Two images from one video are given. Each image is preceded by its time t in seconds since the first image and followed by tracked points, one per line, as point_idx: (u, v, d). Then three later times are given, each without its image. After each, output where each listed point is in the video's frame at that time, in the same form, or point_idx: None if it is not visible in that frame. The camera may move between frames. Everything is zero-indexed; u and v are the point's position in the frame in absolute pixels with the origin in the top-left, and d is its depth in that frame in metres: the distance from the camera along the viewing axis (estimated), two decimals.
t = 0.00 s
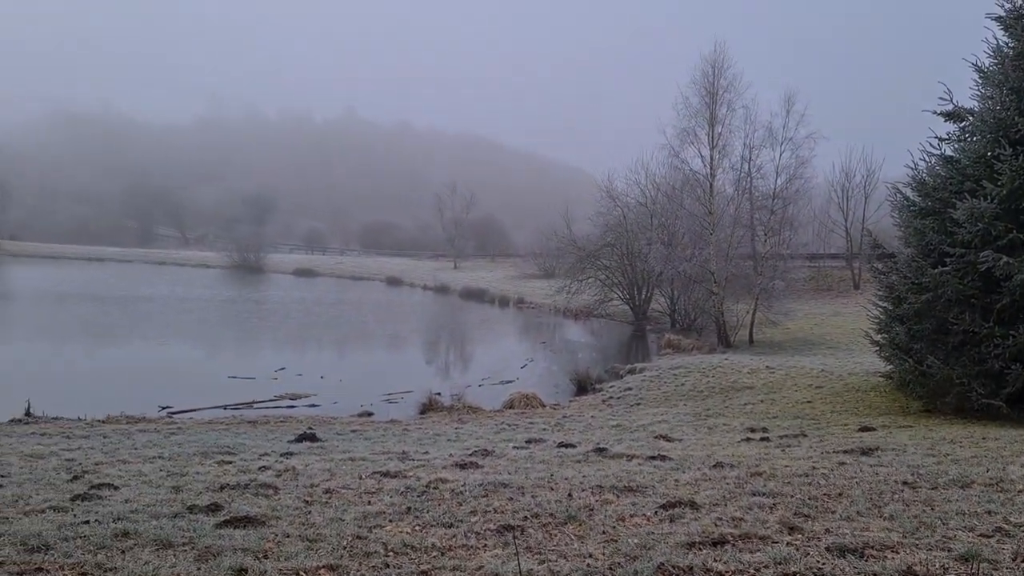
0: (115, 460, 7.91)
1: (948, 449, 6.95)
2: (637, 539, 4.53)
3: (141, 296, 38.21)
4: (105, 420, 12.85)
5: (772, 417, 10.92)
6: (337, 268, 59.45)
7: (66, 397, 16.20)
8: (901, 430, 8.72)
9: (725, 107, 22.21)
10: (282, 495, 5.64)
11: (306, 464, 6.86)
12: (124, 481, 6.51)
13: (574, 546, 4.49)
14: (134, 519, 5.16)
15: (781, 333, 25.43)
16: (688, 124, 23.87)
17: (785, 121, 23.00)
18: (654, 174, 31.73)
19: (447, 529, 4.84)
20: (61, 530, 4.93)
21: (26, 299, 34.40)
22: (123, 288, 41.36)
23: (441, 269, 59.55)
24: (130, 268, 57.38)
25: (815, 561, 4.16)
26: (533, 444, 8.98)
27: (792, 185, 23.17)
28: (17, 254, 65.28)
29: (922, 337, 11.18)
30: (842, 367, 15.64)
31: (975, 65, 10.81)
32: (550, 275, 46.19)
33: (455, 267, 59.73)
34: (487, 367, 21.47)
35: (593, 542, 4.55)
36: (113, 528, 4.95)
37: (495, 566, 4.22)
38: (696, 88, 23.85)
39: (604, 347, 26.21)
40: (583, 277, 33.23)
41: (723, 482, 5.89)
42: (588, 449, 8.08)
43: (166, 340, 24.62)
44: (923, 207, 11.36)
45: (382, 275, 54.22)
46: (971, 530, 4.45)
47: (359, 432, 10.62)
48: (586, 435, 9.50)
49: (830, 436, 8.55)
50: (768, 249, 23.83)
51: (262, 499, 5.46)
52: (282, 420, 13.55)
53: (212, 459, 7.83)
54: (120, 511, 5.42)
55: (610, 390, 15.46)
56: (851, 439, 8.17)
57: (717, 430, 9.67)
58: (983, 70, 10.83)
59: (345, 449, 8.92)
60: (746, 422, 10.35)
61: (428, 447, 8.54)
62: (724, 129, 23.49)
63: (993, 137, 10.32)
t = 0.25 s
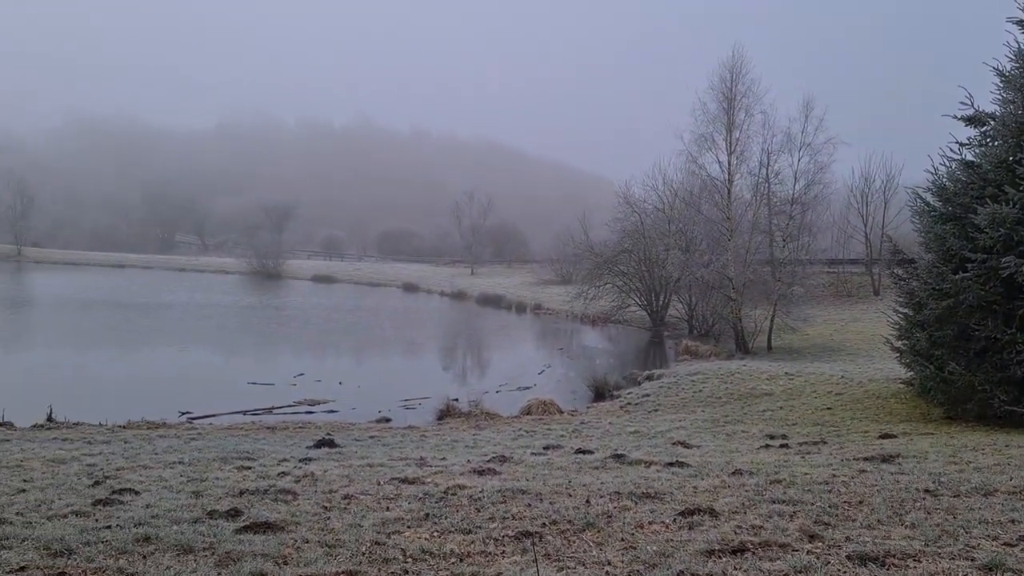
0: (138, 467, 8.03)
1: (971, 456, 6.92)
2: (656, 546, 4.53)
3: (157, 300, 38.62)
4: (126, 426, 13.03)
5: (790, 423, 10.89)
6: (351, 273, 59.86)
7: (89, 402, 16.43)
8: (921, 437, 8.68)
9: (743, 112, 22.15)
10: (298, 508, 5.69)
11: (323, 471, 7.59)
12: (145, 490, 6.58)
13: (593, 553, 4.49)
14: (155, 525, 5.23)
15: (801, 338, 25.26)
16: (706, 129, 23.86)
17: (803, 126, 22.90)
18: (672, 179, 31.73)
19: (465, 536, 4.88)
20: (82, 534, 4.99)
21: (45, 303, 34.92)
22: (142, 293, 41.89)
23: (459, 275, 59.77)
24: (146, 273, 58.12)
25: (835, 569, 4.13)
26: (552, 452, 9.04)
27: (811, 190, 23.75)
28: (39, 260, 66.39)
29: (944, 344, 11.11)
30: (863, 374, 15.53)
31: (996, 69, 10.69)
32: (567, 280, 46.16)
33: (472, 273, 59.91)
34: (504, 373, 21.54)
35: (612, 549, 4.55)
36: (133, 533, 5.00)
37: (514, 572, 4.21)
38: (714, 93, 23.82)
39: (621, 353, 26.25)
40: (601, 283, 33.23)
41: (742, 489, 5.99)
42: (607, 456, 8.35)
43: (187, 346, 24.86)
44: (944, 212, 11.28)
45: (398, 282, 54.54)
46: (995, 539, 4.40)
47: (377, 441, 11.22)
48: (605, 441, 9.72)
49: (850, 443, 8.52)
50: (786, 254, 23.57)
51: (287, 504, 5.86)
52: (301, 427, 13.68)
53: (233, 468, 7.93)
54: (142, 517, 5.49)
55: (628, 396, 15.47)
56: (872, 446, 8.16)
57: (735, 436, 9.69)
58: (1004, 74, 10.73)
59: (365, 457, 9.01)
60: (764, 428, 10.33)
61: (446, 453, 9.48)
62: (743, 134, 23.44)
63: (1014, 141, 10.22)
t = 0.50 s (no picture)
0: (147, 473, 8.06)
1: (981, 461, 6.90)
2: (665, 551, 4.52)
3: (164, 305, 38.78)
4: (135, 431, 13.09)
5: (800, 429, 10.86)
6: (358, 278, 59.97)
7: (99, 407, 16.51)
8: (931, 442, 8.65)
9: (751, 117, 22.12)
10: (307, 514, 5.71)
11: (331, 476, 7.65)
12: (153, 496, 6.60)
13: (601, 559, 4.48)
14: (165, 530, 5.25)
15: (809, 343, 25.20)
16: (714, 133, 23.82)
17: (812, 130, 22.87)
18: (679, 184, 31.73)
19: (474, 542, 4.89)
20: (92, 539, 5.00)
21: (54, 309, 35.10)
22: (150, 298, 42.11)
23: (467, 279, 59.92)
24: (154, 278, 58.40)
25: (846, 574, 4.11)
26: (560, 458, 9.03)
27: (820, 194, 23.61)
28: (48, 266, 66.79)
29: (953, 348, 11.07)
30: (872, 378, 15.44)
31: (1005, 73, 10.63)
32: (574, 284, 46.16)
33: (480, 278, 60.03)
34: (512, 378, 21.54)
35: (620, 555, 4.54)
36: (142, 538, 5.01)
37: None
38: (721, 98, 23.80)
39: (629, 358, 26.25)
40: (608, 288, 33.21)
41: (751, 495, 5.97)
42: (615, 462, 8.31)
43: (196, 351, 24.95)
44: (953, 217, 11.24)
45: (405, 287, 54.62)
46: (1005, 544, 4.39)
47: (386, 447, 11.18)
48: (614, 445, 9.71)
49: (859, 448, 8.48)
50: (794, 259, 23.43)
51: (294, 509, 5.92)
52: (310, 432, 13.71)
53: (242, 473, 7.94)
54: (152, 523, 5.50)
55: (636, 401, 15.47)
56: (882, 451, 8.13)
57: (744, 441, 9.67)
58: (1013, 77, 10.68)
59: (372, 463, 9.03)
60: (772, 433, 10.28)
61: (455, 458, 9.51)
62: (750, 138, 23.37)
63: None
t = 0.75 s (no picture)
0: (158, 479, 8.09)
1: (994, 466, 6.85)
2: (675, 557, 4.52)
3: (173, 312, 38.99)
4: (146, 437, 13.15)
5: (811, 434, 10.81)
6: (366, 284, 60.15)
7: (112, 413, 16.61)
8: (943, 447, 8.60)
9: (760, 121, 22.12)
10: (317, 520, 5.72)
11: (342, 484, 7.59)
12: (164, 502, 6.63)
13: (611, 564, 4.47)
14: (176, 536, 5.27)
15: (819, 347, 25.13)
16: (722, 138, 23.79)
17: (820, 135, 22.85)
18: (687, 189, 31.74)
19: (484, 548, 4.89)
20: (104, 546, 5.02)
21: (65, 316, 35.37)
22: (160, 305, 42.39)
23: (476, 285, 60.01)
24: (163, 285, 58.81)
25: None
26: (570, 464, 9.02)
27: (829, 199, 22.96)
28: (60, 275, 67.43)
29: (964, 353, 11.02)
30: (883, 383, 15.36)
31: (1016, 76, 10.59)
32: (583, 289, 46.14)
33: (488, 283, 60.12)
34: (521, 383, 21.55)
35: (630, 560, 4.54)
36: (153, 544, 5.03)
37: None
38: (730, 102, 23.76)
39: (638, 363, 26.23)
40: (617, 293, 33.21)
41: (761, 500, 5.96)
42: (625, 467, 8.30)
43: (207, 358, 25.07)
44: (964, 220, 11.19)
45: (414, 293, 54.77)
46: (1019, 550, 4.36)
47: (397, 454, 11.15)
48: (624, 451, 9.70)
49: (870, 453, 8.43)
50: (804, 263, 23.05)
51: (304, 516, 5.93)
52: (319, 438, 13.74)
53: (253, 480, 7.97)
54: (163, 529, 5.52)
55: (646, 406, 15.44)
56: (893, 455, 8.10)
57: (754, 446, 9.64)
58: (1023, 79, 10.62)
59: (381, 469, 9.03)
60: (782, 438, 10.24)
61: (465, 465, 9.46)
62: (759, 142, 23.29)
63: None
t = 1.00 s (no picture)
0: (173, 484, 8.14)
1: (1010, 470, 6.80)
2: (688, 562, 4.51)
3: (185, 318, 39.26)
4: (160, 442, 13.23)
5: (825, 438, 10.76)
6: (376, 289, 60.40)
7: (127, 418, 16.75)
8: (958, 451, 8.54)
9: (771, 124, 22.07)
10: (331, 525, 5.75)
11: (355, 488, 7.65)
12: (179, 507, 6.67)
13: (625, 570, 4.46)
14: (190, 541, 5.31)
15: (832, 350, 25.04)
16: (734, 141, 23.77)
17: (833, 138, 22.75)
18: (698, 193, 31.73)
19: (497, 553, 4.90)
20: (120, 551, 5.06)
21: (78, 322, 35.70)
22: (172, 311, 42.74)
23: (487, 289, 60.09)
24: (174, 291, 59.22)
25: None
26: (582, 469, 9.02)
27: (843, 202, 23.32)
28: (74, 281, 68.08)
29: (979, 356, 10.95)
30: (898, 386, 15.27)
31: None
32: (594, 293, 46.14)
33: (498, 288, 60.16)
34: (532, 388, 21.57)
35: (644, 565, 4.53)
36: (167, 549, 5.06)
37: None
38: (741, 106, 23.75)
39: (650, 367, 26.22)
40: (629, 297, 33.21)
41: (775, 505, 5.93)
42: (638, 472, 8.29)
43: (220, 363, 25.21)
44: (978, 223, 11.13)
45: (424, 298, 54.96)
46: None
47: (410, 459, 11.20)
48: (637, 455, 9.69)
49: (884, 457, 8.38)
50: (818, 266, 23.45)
51: (317, 521, 5.96)
52: (332, 443, 13.81)
53: (266, 485, 8.02)
54: (178, 534, 5.56)
55: (658, 410, 15.41)
56: (908, 459, 8.05)
57: (767, 450, 9.61)
58: None
59: (394, 475, 9.06)
60: (796, 442, 10.20)
61: (478, 470, 9.48)
62: (771, 145, 23.21)
63: None
